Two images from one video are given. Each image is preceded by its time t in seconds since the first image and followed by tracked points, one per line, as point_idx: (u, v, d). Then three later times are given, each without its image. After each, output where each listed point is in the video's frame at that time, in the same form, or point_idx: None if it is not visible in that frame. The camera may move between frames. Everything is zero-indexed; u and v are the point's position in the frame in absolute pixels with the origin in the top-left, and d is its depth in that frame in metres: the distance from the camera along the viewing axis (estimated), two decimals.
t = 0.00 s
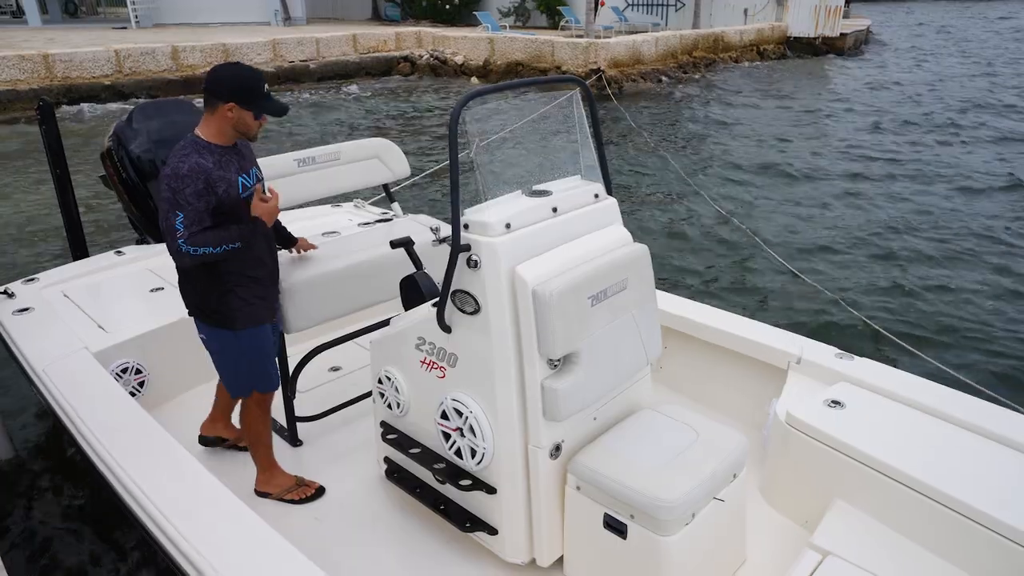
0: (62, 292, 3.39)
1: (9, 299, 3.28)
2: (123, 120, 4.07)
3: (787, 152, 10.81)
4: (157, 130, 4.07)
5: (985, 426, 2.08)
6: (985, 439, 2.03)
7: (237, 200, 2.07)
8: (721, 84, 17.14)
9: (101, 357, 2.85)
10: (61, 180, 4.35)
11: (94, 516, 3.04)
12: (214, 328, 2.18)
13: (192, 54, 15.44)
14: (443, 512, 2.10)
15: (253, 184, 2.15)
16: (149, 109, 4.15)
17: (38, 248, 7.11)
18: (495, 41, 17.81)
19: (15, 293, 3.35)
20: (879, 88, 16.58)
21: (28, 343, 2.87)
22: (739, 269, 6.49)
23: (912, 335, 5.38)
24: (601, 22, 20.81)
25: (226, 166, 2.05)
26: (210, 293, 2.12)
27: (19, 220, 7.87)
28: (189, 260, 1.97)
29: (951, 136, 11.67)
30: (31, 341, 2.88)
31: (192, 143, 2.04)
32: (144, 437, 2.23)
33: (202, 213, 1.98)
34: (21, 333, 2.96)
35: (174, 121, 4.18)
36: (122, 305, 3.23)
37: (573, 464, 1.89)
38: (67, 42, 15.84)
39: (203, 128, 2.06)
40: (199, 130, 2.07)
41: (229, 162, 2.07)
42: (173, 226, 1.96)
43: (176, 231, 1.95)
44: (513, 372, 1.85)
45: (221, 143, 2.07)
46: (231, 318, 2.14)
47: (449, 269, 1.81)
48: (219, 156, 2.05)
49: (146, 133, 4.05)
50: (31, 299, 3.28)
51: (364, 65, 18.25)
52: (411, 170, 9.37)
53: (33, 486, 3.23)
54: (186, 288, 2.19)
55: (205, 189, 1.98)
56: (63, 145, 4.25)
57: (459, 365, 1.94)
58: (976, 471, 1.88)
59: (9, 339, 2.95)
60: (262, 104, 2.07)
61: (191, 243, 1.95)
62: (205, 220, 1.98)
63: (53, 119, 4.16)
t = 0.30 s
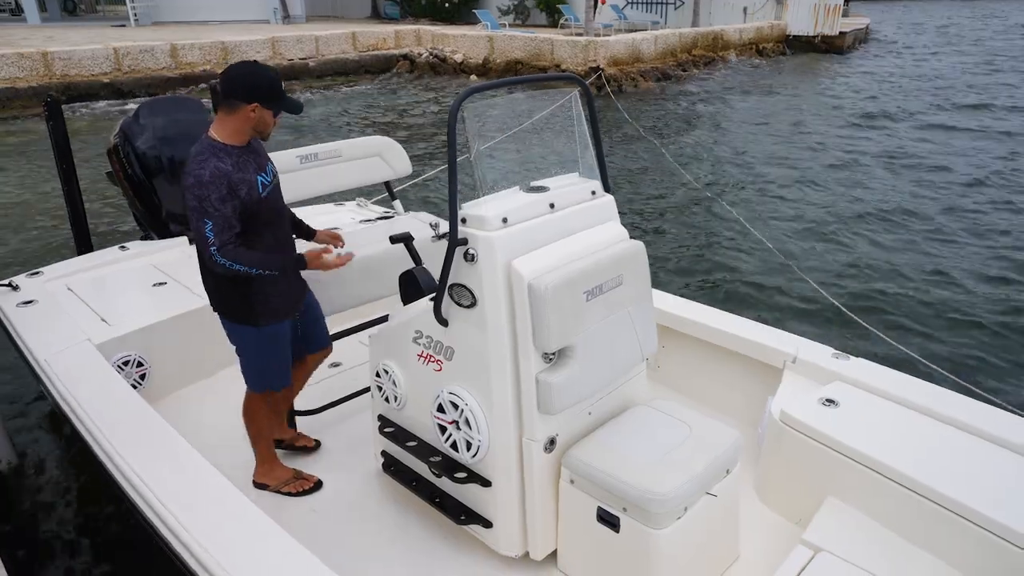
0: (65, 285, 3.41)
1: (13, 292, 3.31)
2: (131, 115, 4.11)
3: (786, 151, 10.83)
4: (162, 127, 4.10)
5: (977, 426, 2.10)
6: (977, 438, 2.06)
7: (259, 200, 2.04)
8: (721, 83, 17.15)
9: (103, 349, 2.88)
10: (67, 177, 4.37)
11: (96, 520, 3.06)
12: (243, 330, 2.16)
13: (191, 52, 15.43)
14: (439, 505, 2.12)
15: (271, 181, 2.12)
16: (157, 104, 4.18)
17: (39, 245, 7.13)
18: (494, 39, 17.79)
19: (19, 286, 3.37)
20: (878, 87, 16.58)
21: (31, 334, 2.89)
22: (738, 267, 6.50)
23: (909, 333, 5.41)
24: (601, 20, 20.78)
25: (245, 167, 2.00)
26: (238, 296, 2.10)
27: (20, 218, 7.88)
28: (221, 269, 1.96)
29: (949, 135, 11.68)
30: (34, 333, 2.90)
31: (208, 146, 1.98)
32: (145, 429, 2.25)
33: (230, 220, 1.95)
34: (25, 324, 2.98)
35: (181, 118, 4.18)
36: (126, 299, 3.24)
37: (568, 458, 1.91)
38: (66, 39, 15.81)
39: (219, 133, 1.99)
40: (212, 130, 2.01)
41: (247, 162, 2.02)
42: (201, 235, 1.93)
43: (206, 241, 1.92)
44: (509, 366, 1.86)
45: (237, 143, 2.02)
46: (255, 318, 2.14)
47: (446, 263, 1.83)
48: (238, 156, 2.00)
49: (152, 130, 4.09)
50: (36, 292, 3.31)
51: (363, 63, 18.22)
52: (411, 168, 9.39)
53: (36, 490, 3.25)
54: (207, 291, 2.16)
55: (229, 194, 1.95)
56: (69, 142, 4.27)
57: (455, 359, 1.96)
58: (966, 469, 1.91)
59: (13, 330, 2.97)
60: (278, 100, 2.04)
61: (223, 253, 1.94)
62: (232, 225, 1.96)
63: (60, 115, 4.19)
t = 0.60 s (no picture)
0: (65, 282, 3.42)
1: (13, 289, 3.31)
2: (132, 112, 4.14)
3: (786, 149, 10.82)
4: (163, 125, 4.13)
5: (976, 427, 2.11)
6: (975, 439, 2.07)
7: (296, 196, 2.07)
8: (721, 81, 17.14)
9: (103, 346, 2.88)
10: (67, 174, 4.38)
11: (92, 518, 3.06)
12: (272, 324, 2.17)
13: (190, 50, 15.44)
14: (438, 503, 2.12)
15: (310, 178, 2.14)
16: (158, 102, 4.21)
17: (38, 243, 7.13)
18: (494, 37, 17.76)
19: (19, 283, 3.37)
20: (878, 85, 16.56)
21: (31, 331, 2.90)
22: (738, 265, 6.50)
23: (906, 332, 5.41)
24: (601, 17, 20.75)
25: (287, 161, 2.03)
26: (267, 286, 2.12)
27: (20, 215, 7.89)
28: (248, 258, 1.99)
29: (949, 134, 11.68)
30: (35, 329, 2.91)
31: (252, 138, 2.01)
32: (145, 426, 2.25)
33: (265, 212, 1.98)
34: (25, 320, 2.99)
35: (181, 115, 4.21)
36: (126, 296, 3.25)
37: (566, 457, 1.91)
38: (66, 37, 15.81)
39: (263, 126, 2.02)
40: (259, 123, 2.05)
41: (289, 157, 2.05)
42: (235, 223, 1.97)
43: (237, 226, 1.96)
44: (509, 365, 1.87)
45: (281, 139, 2.05)
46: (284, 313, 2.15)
47: (445, 262, 1.84)
48: (281, 151, 2.03)
49: (152, 128, 4.12)
50: (36, 289, 3.31)
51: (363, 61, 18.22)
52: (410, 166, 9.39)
53: (34, 488, 3.25)
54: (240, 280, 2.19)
55: (268, 186, 1.98)
56: (69, 139, 4.28)
57: (454, 357, 1.96)
58: (963, 469, 1.91)
59: (13, 326, 2.98)
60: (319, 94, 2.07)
61: (250, 243, 1.97)
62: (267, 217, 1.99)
63: (60, 112, 4.19)
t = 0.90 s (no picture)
0: (61, 282, 3.40)
1: (10, 289, 3.29)
2: (126, 109, 4.11)
3: (786, 145, 10.80)
4: (158, 122, 4.11)
5: (979, 423, 2.09)
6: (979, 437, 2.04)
7: (355, 170, 2.08)
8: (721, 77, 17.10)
9: (100, 347, 2.87)
10: (62, 172, 4.36)
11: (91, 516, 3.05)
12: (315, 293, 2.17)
13: (190, 46, 15.41)
14: (438, 504, 2.11)
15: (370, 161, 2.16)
16: (153, 99, 4.18)
17: (36, 240, 7.10)
18: (494, 33, 17.72)
19: (15, 283, 3.35)
20: (878, 82, 16.53)
21: (27, 332, 2.88)
22: (739, 262, 6.48)
23: (908, 329, 5.40)
24: (601, 14, 20.70)
25: (352, 136, 2.07)
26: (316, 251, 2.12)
27: (18, 212, 7.85)
28: (299, 210, 1.99)
29: (950, 130, 11.65)
30: (30, 330, 2.89)
31: (323, 108, 2.06)
32: (141, 428, 2.24)
33: (325, 170, 1.99)
34: (20, 321, 2.97)
35: (176, 112, 4.18)
36: (123, 296, 3.24)
37: (566, 459, 1.90)
38: (65, 33, 15.76)
39: (333, 101, 2.06)
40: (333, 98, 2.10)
41: (355, 134, 2.08)
42: (296, 173, 1.99)
43: (298, 178, 1.98)
44: (508, 367, 1.85)
45: (349, 117, 2.08)
46: (327, 284, 2.14)
47: (443, 263, 1.82)
48: (349, 126, 2.07)
49: (147, 125, 4.10)
50: (31, 290, 3.29)
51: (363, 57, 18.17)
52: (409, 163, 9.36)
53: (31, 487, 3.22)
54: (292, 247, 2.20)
55: (331, 149, 2.00)
56: (64, 137, 4.26)
57: (453, 358, 1.95)
58: (967, 468, 1.89)
59: (8, 328, 2.96)
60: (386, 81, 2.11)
61: (306, 195, 1.97)
62: (326, 175, 2.00)
63: (54, 110, 4.17)
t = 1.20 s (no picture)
0: (57, 287, 3.38)
1: (6, 295, 3.27)
2: (120, 112, 4.10)
3: (786, 144, 10.79)
4: (153, 124, 4.10)
5: (984, 418, 2.07)
6: (984, 431, 2.02)
7: (393, 153, 2.13)
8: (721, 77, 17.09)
9: (97, 353, 2.86)
10: (57, 175, 4.34)
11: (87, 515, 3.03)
12: (338, 262, 2.18)
13: (190, 46, 15.40)
14: (440, 506, 2.10)
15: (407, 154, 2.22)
16: (147, 101, 4.18)
17: (35, 240, 7.07)
18: (494, 33, 17.70)
19: (10, 289, 3.34)
20: (878, 81, 16.52)
21: (24, 338, 2.87)
22: (739, 260, 6.46)
23: (911, 325, 5.38)
24: (601, 13, 20.67)
25: (395, 122, 2.14)
26: (344, 220, 2.16)
27: (17, 212, 7.84)
28: (335, 171, 2.02)
29: (950, 129, 11.64)
30: (26, 336, 2.88)
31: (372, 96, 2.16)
32: (139, 432, 2.23)
33: (365, 141, 2.05)
34: (16, 327, 2.96)
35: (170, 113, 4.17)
36: (119, 300, 3.22)
37: (568, 458, 1.88)
38: (65, 33, 15.76)
39: (380, 87, 2.14)
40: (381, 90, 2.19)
41: (397, 122, 2.16)
42: (337, 139, 2.04)
43: (338, 142, 2.03)
44: (508, 367, 1.84)
45: (393, 108, 2.16)
46: (350, 255, 2.16)
47: (443, 263, 1.81)
48: (393, 114, 2.15)
49: (141, 127, 4.09)
50: (27, 295, 3.27)
51: (363, 56, 18.15)
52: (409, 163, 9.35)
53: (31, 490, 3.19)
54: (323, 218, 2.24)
55: (374, 125, 2.07)
56: (59, 139, 4.24)
57: (453, 359, 1.93)
58: (973, 463, 1.88)
59: (4, 334, 2.95)
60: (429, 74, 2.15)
61: (345, 157, 2.02)
62: (366, 146, 2.05)
63: (48, 113, 4.16)
